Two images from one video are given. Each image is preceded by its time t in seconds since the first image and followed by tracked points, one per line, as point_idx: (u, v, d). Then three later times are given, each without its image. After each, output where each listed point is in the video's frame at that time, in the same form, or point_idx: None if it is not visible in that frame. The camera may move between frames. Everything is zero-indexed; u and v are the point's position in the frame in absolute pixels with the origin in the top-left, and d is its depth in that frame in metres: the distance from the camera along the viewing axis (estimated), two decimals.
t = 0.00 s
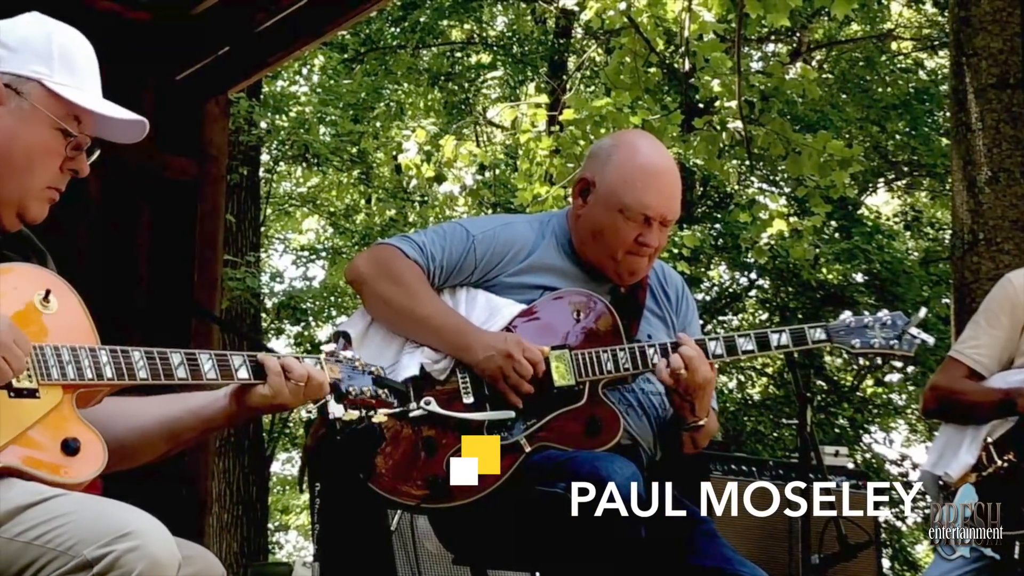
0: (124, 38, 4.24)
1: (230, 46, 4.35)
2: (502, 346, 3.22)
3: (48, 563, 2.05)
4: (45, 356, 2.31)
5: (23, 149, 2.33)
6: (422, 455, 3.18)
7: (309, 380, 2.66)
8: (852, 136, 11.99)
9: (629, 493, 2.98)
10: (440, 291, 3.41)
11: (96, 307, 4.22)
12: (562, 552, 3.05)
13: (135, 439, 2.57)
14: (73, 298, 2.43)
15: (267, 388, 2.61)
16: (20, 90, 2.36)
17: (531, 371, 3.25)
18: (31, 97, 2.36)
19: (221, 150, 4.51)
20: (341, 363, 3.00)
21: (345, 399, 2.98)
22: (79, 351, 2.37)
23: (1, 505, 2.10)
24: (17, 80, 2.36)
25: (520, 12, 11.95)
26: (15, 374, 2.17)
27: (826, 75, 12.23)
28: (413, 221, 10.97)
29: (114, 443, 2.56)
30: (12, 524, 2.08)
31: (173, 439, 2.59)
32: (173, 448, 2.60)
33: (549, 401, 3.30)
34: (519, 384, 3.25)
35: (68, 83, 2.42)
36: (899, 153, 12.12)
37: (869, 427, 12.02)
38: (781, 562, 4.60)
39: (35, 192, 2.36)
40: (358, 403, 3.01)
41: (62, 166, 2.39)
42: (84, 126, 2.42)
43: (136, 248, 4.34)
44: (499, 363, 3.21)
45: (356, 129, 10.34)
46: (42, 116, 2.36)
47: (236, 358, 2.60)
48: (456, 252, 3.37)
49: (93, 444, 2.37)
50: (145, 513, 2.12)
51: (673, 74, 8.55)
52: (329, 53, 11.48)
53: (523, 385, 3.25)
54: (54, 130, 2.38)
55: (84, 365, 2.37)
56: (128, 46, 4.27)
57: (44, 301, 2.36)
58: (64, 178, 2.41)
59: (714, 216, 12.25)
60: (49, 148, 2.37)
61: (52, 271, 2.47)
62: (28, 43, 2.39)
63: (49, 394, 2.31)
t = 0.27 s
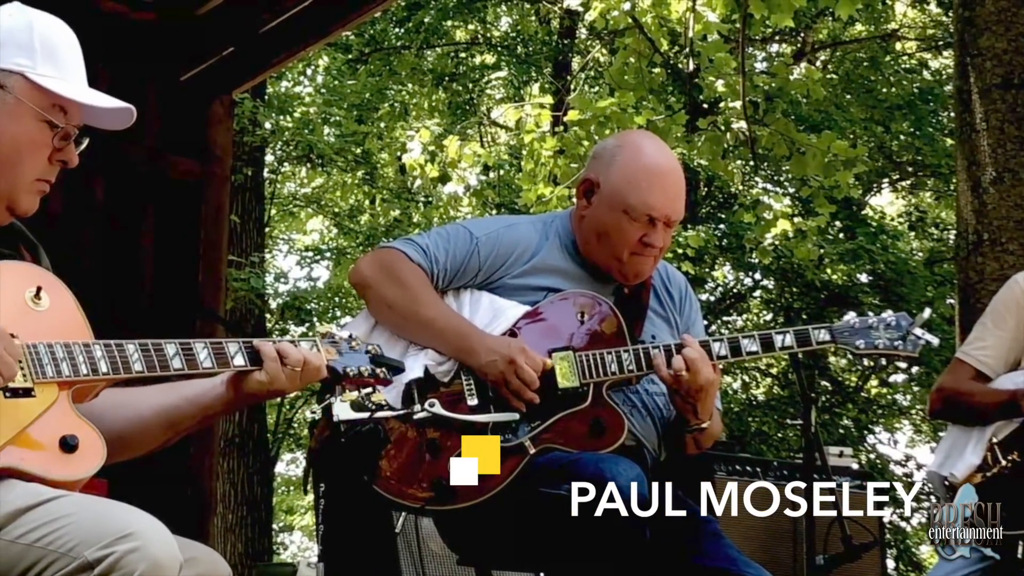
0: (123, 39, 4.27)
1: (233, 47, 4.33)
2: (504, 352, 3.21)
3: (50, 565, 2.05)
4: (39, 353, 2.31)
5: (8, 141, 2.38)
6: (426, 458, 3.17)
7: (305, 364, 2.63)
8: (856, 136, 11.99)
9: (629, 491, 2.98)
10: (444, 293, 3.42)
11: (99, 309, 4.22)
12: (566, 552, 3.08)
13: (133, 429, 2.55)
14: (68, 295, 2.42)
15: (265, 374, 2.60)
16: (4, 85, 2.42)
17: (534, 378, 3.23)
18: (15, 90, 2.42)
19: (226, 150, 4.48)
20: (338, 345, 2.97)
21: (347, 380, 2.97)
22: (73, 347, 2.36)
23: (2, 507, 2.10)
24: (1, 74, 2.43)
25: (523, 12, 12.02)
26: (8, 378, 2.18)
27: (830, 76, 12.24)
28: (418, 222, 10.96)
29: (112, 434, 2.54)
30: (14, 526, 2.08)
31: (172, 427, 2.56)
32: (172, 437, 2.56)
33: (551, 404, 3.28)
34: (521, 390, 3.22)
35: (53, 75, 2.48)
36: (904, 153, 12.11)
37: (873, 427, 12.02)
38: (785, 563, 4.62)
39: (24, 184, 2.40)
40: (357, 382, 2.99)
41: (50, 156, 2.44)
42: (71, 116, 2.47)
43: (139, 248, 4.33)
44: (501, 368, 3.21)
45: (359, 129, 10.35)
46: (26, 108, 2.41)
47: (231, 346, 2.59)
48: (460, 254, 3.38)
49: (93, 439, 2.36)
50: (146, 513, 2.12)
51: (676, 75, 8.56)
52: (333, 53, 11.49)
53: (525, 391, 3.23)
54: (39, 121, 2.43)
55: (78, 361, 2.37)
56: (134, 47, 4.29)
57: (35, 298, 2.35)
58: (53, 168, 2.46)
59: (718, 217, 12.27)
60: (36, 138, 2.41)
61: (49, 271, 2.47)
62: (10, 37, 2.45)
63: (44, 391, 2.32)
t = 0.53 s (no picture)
0: (123, 39, 4.25)
1: (237, 48, 4.34)
2: (511, 351, 3.21)
3: (55, 565, 2.05)
4: (40, 353, 2.31)
5: (7, 140, 2.37)
6: (429, 458, 3.17)
7: (307, 363, 2.61)
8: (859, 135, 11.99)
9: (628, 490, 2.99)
10: (446, 293, 3.42)
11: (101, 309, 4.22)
12: (567, 552, 3.08)
13: (136, 432, 2.55)
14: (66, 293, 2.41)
15: (266, 374, 2.57)
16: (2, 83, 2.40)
17: (541, 376, 3.24)
18: (13, 88, 2.40)
19: (229, 149, 4.51)
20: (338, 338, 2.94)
21: (347, 373, 2.94)
22: (74, 347, 2.36)
23: (5, 508, 2.10)
24: None
25: (527, 12, 12.05)
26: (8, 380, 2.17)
27: (833, 76, 12.23)
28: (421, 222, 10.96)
29: (115, 436, 2.54)
30: (18, 526, 2.08)
31: (176, 430, 2.57)
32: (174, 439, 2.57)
33: (554, 403, 3.29)
34: (529, 388, 3.23)
35: (51, 73, 2.46)
36: (907, 153, 12.11)
37: (876, 427, 12.00)
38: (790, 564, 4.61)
39: (24, 183, 2.40)
40: (359, 375, 2.96)
41: (50, 155, 2.43)
42: (68, 113, 2.46)
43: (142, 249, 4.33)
44: (508, 366, 3.21)
45: (363, 129, 10.34)
46: (24, 106, 2.40)
47: (231, 341, 2.59)
48: (463, 254, 3.38)
49: (94, 439, 2.36)
50: (150, 514, 2.11)
51: (678, 74, 8.55)
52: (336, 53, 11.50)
53: (533, 391, 3.23)
54: (37, 119, 2.42)
55: (80, 360, 2.37)
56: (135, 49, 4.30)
57: (35, 297, 2.34)
58: (53, 166, 2.45)
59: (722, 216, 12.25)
60: (34, 136, 2.41)
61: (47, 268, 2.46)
62: (8, 33, 2.44)
63: (45, 392, 2.31)
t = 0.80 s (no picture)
0: (125, 40, 4.25)
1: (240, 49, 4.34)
2: (511, 352, 3.19)
3: (59, 567, 2.05)
4: (46, 356, 2.30)
5: (16, 144, 2.37)
6: (431, 461, 3.17)
7: (309, 376, 2.57)
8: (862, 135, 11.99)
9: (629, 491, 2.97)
10: (448, 294, 3.41)
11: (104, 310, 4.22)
12: (569, 552, 3.08)
13: (144, 443, 2.54)
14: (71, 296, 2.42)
15: (269, 386, 2.55)
16: (11, 86, 2.40)
17: (541, 378, 3.22)
18: (22, 92, 2.40)
19: (232, 150, 4.52)
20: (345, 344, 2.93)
21: (352, 380, 2.93)
22: (81, 351, 2.36)
23: (8, 510, 2.10)
24: (9, 75, 2.42)
25: (530, 13, 11.84)
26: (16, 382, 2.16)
27: (837, 76, 12.23)
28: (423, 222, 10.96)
29: (121, 446, 2.54)
30: (23, 528, 2.08)
31: (182, 444, 2.56)
32: (181, 452, 2.56)
33: (557, 404, 3.28)
34: (528, 390, 3.21)
35: (61, 77, 2.47)
36: (910, 153, 12.11)
37: (880, 427, 12.00)
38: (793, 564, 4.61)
39: (31, 186, 2.39)
40: (364, 383, 2.95)
41: (58, 159, 2.43)
42: (77, 117, 2.46)
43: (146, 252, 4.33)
44: (507, 368, 3.19)
45: (366, 129, 10.34)
46: (34, 110, 2.40)
47: (238, 347, 2.58)
48: (465, 254, 3.38)
49: (98, 443, 2.36)
50: (153, 517, 2.11)
51: (681, 74, 8.55)
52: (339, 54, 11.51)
53: (533, 392, 3.21)
54: (46, 123, 2.41)
55: (86, 363, 2.36)
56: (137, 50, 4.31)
57: (42, 299, 2.35)
58: (61, 170, 2.45)
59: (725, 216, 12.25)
60: (43, 140, 2.41)
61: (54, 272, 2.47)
62: (16, 38, 2.44)
63: (52, 394, 2.30)
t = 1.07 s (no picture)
0: (128, 41, 4.25)
1: (242, 50, 4.36)
2: (514, 347, 3.21)
3: (62, 568, 2.05)
4: (56, 359, 2.31)
5: (33, 153, 2.35)
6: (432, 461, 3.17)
7: (315, 394, 2.58)
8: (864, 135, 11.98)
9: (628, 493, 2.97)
10: (450, 294, 3.41)
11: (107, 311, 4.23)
12: (571, 553, 3.08)
13: (150, 454, 2.55)
14: (83, 303, 2.42)
15: (274, 403, 2.54)
16: (30, 93, 2.38)
17: (546, 370, 3.23)
18: (41, 100, 2.38)
19: (234, 151, 4.55)
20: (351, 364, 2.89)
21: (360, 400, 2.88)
22: (90, 356, 2.37)
23: (10, 511, 2.10)
24: (29, 82, 2.39)
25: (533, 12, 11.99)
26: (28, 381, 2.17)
27: (840, 76, 12.22)
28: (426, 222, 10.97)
29: (128, 456, 2.54)
30: (24, 529, 2.08)
31: (188, 457, 2.57)
32: (186, 464, 2.57)
33: (560, 403, 3.29)
34: (533, 383, 3.23)
35: (80, 86, 2.44)
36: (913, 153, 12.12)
37: (883, 427, 11.99)
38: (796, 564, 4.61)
39: (46, 194, 2.37)
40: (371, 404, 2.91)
41: (74, 168, 2.41)
42: (95, 128, 2.43)
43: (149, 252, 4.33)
44: (512, 363, 3.20)
45: (369, 130, 10.34)
46: (52, 118, 2.38)
47: (246, 360, 2.59)
48: (466, 254, 3.38)
49: (102, 446, 2.37)
50: (155, 520, 2.12)
51: (685, 74, 8.55)
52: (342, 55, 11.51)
53: (538, 386, 3.23)
54: (64, 132, 2.39)
55: (94, 369, 2.37)
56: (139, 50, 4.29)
57: (53, 304, 2.34)
58: (76, 180, 2.43)
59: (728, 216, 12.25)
60: (60, 149, 2.38)
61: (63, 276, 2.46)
62: (39, 47, 2.42)
63: (60, 397, 2.31)
